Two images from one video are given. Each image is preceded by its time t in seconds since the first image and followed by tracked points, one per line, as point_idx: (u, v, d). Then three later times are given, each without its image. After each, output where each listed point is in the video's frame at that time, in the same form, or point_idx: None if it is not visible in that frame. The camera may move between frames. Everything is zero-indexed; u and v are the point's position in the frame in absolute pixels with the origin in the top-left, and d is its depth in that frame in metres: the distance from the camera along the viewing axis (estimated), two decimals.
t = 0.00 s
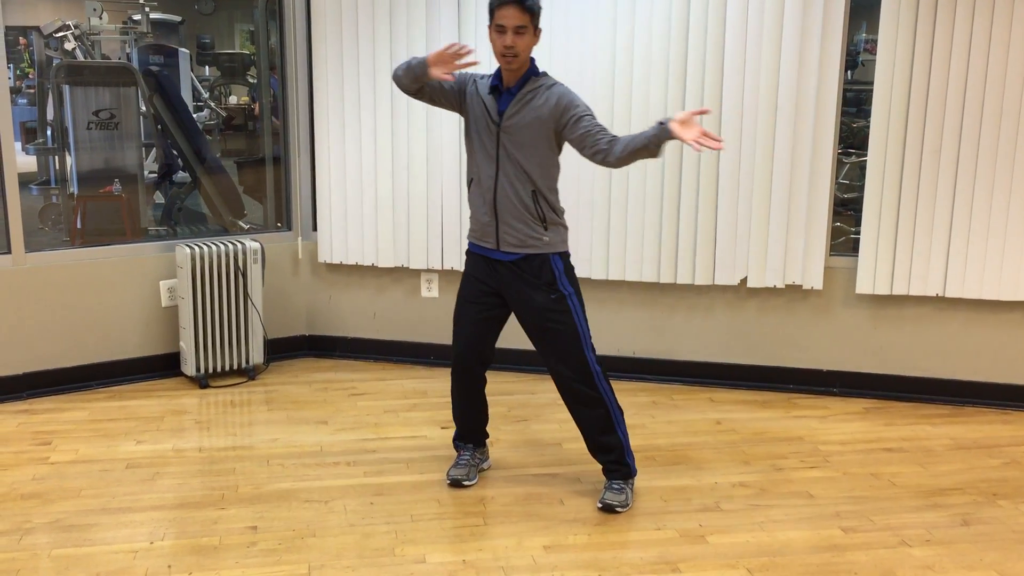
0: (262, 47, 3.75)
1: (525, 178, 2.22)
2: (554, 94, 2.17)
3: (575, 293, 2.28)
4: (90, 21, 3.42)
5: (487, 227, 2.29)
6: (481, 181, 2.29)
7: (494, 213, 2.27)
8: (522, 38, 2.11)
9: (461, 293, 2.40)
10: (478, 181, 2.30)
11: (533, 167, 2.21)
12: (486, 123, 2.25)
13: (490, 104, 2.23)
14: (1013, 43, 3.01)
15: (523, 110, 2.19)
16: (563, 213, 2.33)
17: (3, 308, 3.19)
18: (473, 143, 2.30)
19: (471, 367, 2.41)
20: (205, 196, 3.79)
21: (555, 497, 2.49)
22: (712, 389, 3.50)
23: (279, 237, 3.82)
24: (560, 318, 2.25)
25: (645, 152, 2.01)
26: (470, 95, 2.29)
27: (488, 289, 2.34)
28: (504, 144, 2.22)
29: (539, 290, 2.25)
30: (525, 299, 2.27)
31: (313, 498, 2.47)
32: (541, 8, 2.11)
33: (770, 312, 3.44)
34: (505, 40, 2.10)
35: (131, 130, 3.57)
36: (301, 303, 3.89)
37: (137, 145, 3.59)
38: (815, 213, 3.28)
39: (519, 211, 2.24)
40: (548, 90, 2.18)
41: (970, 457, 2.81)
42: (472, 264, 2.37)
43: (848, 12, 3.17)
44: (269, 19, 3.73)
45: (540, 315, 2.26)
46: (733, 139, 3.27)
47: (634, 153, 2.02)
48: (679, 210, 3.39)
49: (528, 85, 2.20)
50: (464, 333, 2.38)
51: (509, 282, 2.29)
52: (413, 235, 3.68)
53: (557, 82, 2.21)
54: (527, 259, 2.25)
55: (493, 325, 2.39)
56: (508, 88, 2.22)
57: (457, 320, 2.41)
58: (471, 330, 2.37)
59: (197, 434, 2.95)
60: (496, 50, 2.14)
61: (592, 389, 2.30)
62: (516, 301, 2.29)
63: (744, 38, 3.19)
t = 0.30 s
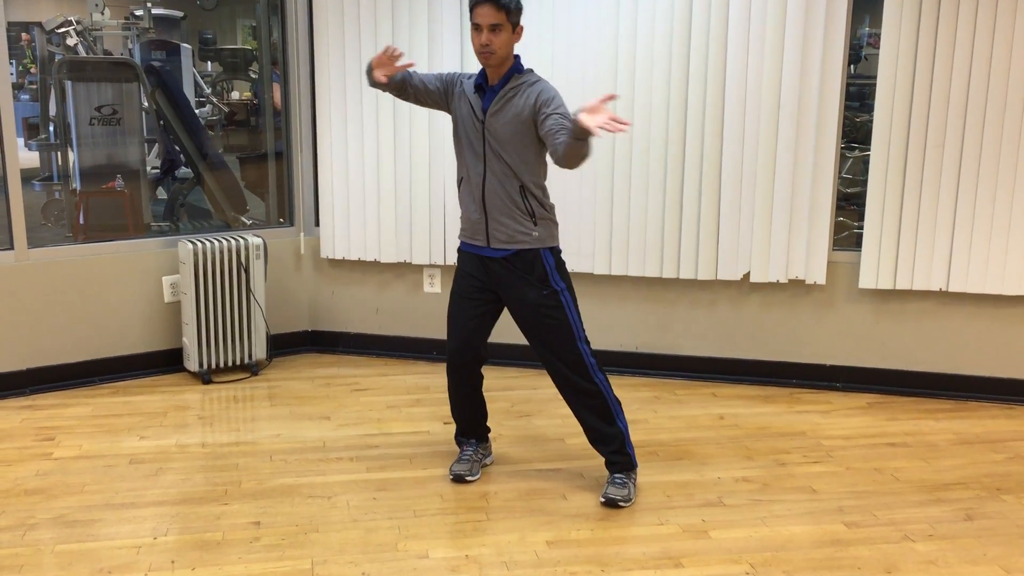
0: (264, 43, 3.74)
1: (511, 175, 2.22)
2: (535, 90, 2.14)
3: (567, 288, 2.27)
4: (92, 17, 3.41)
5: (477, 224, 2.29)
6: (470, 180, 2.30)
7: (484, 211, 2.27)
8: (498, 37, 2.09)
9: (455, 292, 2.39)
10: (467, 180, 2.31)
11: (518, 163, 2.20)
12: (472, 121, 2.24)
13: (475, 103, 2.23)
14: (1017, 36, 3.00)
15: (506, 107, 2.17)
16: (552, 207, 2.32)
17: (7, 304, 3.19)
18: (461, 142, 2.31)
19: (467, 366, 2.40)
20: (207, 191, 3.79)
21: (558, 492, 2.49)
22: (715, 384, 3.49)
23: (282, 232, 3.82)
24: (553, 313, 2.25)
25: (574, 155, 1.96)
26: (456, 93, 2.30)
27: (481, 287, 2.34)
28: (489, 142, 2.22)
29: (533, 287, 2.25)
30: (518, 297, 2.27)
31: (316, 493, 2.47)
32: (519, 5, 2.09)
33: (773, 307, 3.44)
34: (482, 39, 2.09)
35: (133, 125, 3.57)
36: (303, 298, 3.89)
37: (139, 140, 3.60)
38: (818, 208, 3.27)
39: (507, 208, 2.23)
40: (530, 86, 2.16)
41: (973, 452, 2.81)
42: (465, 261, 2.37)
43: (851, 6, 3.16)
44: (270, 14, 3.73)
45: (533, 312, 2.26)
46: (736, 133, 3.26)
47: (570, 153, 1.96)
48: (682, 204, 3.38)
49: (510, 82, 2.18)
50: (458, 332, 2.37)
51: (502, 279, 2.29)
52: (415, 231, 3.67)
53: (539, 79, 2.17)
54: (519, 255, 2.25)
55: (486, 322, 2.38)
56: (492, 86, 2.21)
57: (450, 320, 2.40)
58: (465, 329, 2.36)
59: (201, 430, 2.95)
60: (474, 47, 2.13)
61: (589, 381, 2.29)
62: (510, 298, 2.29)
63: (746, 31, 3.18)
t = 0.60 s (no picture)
0: (266, 40, 3.74)
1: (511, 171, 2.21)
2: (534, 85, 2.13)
3: (567, 285, 2.28)
4: (92, 14, 3.44)
5: (477, 221, 2.29)
6: (470, 176, 2.29)
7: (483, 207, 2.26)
8: (492, 34, 2.08)
9: (454, 289, 2.39)
10: (468, 176, 2.30)
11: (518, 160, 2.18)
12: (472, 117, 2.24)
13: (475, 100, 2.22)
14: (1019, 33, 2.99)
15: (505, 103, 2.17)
16: (552, 203, 2.32)
17: (9, 300, 3.20)
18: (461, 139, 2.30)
19: (467, 364, 2.40)
20: (208, 188, 3.79)
21: (560, 489, 2.50)
22: (717, 381, 3.49)
23: (284, 230, 3.82)
24: (553, 309, 2.25)
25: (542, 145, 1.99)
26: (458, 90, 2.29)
27: (482, 284, 2.35)
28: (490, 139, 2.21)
29: (533, 283, 2.25)
30: (518, 293, 2.27)
31: (318, 490, 2.48)
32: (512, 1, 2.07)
33: (775, 304, 3.43)
34: (476, 38, 2.09)
35: (135, 122, 3.57)
36: (305, 295, 3.89)
37: (140, 137, 3.60)
38: (820, 205, 3.26)
39: (507, 204, 2.23)
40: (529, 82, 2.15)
41: (974, 449, 2.81)
42: (464, 258, 2.37)
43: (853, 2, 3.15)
44: (272, 11, 3.72)
45: (533, 308, 2.26)
46: (737, 130, 3.26)
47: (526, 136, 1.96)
48: (684, 201, 3.37)
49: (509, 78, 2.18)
50: (458, 330, 2.37)
51: (501, 275, 2.29)
52: (416, 228, 3.67)
53: (537, 74, 2.17)
54: (520, 252, 2.25)
55: (486, 319, 2.38)
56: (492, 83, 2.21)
57: (450, 317, 2.40)
58: (465, 326, 2.36)
59: (202, 427, 2.96)
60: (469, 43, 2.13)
61: (589, 377, 2.30)
62: (509, 295, 2.30)
63: (748, 27, 3.18)
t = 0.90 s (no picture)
0: (268, 40, 3.75)
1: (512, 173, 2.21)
2: (532, 87, 2.14)
3: (571, 284, 2.28)
4: (95, 14, 3.42)
5: (479, 225, 2.28)
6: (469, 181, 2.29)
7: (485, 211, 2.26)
8: (488, 39, 2.08)
9: (457, 290, 2.39)
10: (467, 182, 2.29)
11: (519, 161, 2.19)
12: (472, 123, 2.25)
13: (472, 104, 2.24)
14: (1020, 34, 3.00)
15: (504, 106, 2.18)
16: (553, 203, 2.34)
17: (11, 300, 3.20)
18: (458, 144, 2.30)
19: (469, 364, 2.40)
20: (211, 188, 3.80)
21: (561, 489, 2.50)
22: (718, 382, 3.50)
23: (286, 229, 3.82)
24: (556, 309, 2.25)
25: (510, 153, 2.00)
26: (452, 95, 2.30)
27: (484, 284, 2.35)
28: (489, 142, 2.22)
29: (536, 282, 2.25)
30: (519, 291, 2.28)
31: (319, 489, 2.48)
32: (507, 3, 2.06)
33: (775, 305, 3.44)
34: (472, 43, 2.09)
35: (137, 122, 3.58)
36: (306, 295, 3.89)
37: (142, 137, 3.60)
38: (822, 206, 3.26)
39: (510, 206, 2.24)
40: (527, 84, 2.16)
41: (975, 450, 2.81)
42: (466, 262, 2.36)
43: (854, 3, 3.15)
44: (274, 11, 3.73)
45: (535, 307, 2.26)
46: (739, 130, 3.26)
47: (485, 146, 1.99)
48: (686, 201, 3.38)
49: (507, 81, 2.18)
50: (460, 330, 2.37)
51: (503, 275, 2.29)
52: (418, 228, 3.68)
53: (535, 75, 2.17)
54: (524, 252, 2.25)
55: (488, 319, 2.38)
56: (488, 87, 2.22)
57: (452, 318, 2.40)
58: (468, 325, 2.36)
59: (204, 426, 2.96)
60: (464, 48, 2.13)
61: (590, 376, 2.30)
62: (512, 294, 2.30)
63: (750, 27, 3.18)
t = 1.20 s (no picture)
0: (268, 40, 3.75)
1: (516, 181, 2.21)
2: (533, 93, 2.15)
3: (575, 281, 2.29)
4: (96, 13, 3.42)
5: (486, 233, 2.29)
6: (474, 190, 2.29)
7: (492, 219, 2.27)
8: (487, 44, 2.09)
9: (461, 290, 2.39)
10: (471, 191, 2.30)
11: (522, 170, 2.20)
12: (472, 132, 2.24)
13: (470, 114, 2.23)
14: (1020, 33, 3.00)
15: (505, 115, 2.18)
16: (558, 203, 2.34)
17: (12, 299, 3.20)
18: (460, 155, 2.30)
19: (472, 363, 2.40)
20: (212, 188, 3.80)
21: (562, 488, 2.50)
22: (718, 381, 3.50)
23: (287, 228, 3.82)
24: (559, 306, 2.26)
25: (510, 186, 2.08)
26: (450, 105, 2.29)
27: (488, 284, 2.35)
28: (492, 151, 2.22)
29: (540, 280, 2.26)
30: (524, 291, 2.28)
31: (321, 488, 2.48)
32: (504, 9, 2.08)
33: (776, 304, 3.44)
34: (470, 48, 2.09)
35: (137, 122, 3.58)
36: (307, 294, 3.89)
37: (143, 136, 3.60)
38: (823, 204, 3.26)
39: (515, 213, 2.24)
40: (527, 90, 2.16)
41: (975, 449, 2.81)
42: (472, 267, 2.37)
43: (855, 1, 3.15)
44: (275, 10, 3.73)
45: (539, 305, 2.27)
46: (740, 129, 3.26)
47: (487, 189, 2.08)
48: (687, 201, 3.37)
49: (506, 88, 2.18)
50: (463, 329, 2.37)
51: (508, 275, 2.30)
52: (419, 228, 3.68)
53: (533, 78, 2.17)
54: (531, 254, 2.26)
55: (492, 317, 2.38)
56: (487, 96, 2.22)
57: (456, 318, 2.39)
58: (471, 325, 2.36)
59: (205, 425, 2.96)
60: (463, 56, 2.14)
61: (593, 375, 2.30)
62: (515, 293, 2.30)
63: (750, 27, 3.18)
